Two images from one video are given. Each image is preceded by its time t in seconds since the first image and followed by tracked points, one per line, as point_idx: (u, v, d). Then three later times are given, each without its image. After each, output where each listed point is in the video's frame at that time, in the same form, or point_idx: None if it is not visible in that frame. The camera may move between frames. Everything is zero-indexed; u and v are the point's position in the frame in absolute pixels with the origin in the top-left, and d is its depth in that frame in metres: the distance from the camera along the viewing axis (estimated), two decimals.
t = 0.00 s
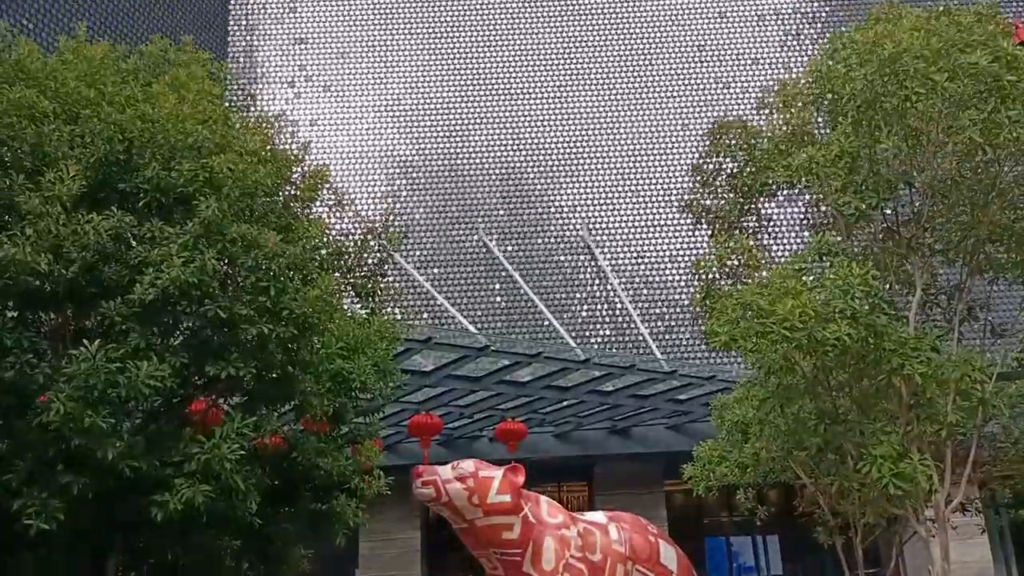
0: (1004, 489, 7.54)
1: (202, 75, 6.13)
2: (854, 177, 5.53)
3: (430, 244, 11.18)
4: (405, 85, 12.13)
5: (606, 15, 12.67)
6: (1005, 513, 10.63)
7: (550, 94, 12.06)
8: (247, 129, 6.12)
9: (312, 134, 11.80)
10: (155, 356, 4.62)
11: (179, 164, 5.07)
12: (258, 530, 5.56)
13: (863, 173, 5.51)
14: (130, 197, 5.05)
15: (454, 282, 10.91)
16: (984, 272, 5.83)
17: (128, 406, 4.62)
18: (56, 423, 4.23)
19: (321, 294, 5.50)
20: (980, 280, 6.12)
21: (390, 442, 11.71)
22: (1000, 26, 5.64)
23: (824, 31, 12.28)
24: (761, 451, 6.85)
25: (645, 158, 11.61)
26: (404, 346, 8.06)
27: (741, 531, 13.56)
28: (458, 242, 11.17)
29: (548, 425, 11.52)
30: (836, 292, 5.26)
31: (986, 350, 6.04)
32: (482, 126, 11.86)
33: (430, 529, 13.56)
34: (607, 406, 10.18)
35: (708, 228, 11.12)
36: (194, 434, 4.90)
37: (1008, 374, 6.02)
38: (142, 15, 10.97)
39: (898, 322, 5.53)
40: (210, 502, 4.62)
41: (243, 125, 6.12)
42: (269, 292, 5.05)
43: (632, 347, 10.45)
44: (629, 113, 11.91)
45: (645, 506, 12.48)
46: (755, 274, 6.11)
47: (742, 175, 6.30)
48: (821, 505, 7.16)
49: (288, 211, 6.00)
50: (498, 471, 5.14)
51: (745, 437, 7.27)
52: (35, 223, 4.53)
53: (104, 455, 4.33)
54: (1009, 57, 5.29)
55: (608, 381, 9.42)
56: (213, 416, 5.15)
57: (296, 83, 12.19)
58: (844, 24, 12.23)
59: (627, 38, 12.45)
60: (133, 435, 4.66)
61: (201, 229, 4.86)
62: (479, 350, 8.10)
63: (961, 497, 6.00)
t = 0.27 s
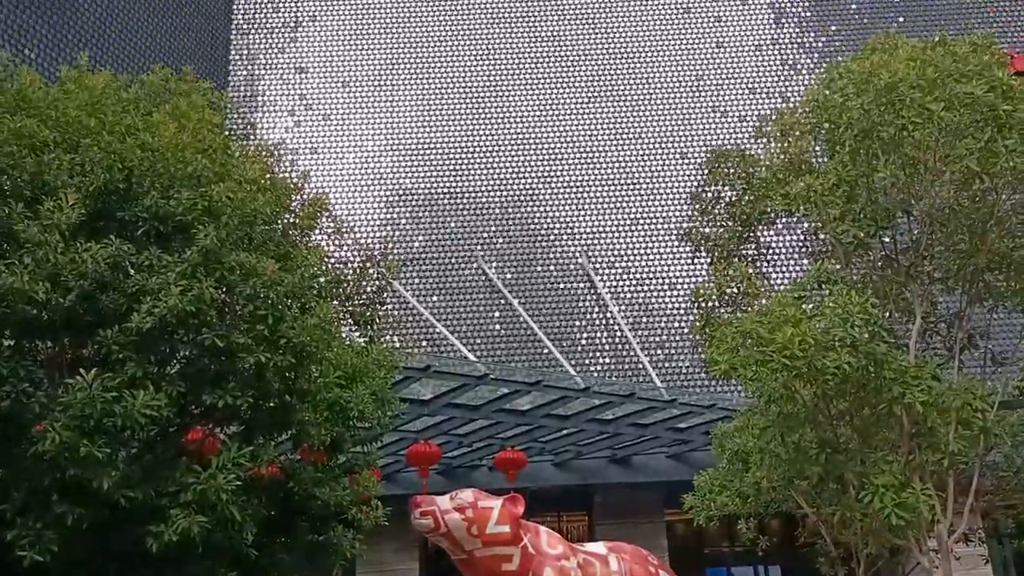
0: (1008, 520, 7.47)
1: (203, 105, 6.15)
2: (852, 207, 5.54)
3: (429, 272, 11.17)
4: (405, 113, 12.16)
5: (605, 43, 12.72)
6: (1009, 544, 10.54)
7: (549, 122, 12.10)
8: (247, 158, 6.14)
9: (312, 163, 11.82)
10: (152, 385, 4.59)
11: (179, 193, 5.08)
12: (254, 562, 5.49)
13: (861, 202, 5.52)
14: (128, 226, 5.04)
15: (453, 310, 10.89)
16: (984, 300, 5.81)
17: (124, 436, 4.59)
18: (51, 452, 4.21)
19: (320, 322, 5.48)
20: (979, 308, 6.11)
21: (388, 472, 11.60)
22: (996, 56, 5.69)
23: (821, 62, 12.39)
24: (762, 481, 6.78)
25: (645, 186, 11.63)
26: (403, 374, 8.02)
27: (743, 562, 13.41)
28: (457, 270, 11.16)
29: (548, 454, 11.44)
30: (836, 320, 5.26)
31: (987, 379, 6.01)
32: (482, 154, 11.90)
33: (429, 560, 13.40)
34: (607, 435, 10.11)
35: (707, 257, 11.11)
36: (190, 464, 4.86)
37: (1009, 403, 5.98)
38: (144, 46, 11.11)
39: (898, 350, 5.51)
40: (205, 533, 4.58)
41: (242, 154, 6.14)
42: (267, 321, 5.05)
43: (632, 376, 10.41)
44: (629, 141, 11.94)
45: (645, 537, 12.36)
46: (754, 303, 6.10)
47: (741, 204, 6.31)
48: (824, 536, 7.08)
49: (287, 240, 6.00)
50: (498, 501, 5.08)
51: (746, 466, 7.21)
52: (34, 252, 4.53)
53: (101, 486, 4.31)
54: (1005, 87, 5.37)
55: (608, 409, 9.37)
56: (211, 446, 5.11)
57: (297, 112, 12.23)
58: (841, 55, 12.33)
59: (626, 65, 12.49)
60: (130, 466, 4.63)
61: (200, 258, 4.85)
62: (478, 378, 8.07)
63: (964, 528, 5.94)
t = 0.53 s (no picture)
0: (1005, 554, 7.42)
1: (198, 139, 6.18)
2: (843, 240, 5.59)
3: (423, 305, 11.18)
4: (399, 147, 12.22)
5: (599, 74, 12.72)
6: None
7: (543, 154, 12.12)
8: (240, 192, 6.14)
9: (308, 198, 11.91)
10: (143, 420, 4.58)
11: (173, 226, 5.08)
12: None
13: (851, 236, 5.56)
14: (122, 259, 5.03)
15: (448, 344, 10.90)
16: (975, 333, 5.83)
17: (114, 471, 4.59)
18: (41, 488, 4.21)
19: (312, 356, 5.46)
20: (971, 342, 6.12)
21: (380, 506, 11.47)
22: (982, 93, 5.77)
23: (811, 96, 12.48)
24: (756, 515, 6.73)
25: (638, 220, 11.67)
26: (395, 408, 7.97)
27: None
28: (451, 304, 11.17)
29: (541, 487, 11.37)
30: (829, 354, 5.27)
31: (980, 413, 6.00)
32: (476, 187, 11.92)
33: None
34: (601, 468, 10.06)
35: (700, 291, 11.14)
36: (180, 500, 4.81)
37: (1003, 437, 5.97)
38: (140, 77, 11.20)
39: (891, 384, 5.51)
40: (194, 569, 4.54)
41: (237, 188, 6.14)
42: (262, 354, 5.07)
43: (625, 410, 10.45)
44: (622, 174, 11.97)
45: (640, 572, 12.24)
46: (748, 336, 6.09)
47: (733, 238, 6.35)
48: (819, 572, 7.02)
49: (280, 273, 5.98)
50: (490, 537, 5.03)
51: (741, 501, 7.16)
52: (27, 285, 4.56)
53: (89, 522, 4.31)
54: (993, 122, 5.45)
55: (602, 443, 9.32)
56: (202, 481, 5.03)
57: (292, 146, 12.30)
58: (832, 90, 12.41)
59: (620, 98, 12.52)
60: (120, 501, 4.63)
61: (191, 291, 4.84)
62: (470, 411, 8.04)
63: (961, 564, 5.89)
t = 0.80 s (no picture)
0: None
1: (187, 174, 6.18)
2: (830, 276, 5.58)
3: (412, 339, 11.15)
4: (389, 182, 12.27)
5: (588, 110, 12.85)
6: None
7: (532, 189, 12.19)
8: (229, 227, 6.10)
9: (296, 232, 11.91)
10: (128, 458, 4.55)
11: (161, 262, 5.05)
12: None
13: (837, 273, 5.56)
14: (109, 295, 4.99)
15: (436, 378, 10.85)
16: (961, 368, 5.89)
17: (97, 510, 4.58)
18: (21, 529, 4.18)
19: (299, 393, 5.42)
20: (957, 378, 6.15)
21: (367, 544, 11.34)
22: (964, 132, 5.87)
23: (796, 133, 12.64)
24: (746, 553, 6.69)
25: (627, 254, 11.71)
26: (383, 444, 7.91)
27: None
28: (440, 338, 11.14)
29: (530, 524, 11.27)
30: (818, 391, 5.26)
31: (968, 450, 6.01)
32: (465, 222, 11.96)
33: None
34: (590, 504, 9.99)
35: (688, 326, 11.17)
36: (163, 540, 4.74)
37: (991, 473, 5.98)
38: (132, 113, 11.26)
39: (879, 421, 5.52)
40: None
41: (225, 223, 6.10)
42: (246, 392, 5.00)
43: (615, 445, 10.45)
44: (611, 210, 12.05)
45: None
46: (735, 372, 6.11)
47: (721, 274, 6.39)
48: None
49: (269, 309, 5.96)
50: None
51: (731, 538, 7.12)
52: (11, 322, 4.49)
53: (70, 564, 4.31)
54: (974, 162, 5.49)
55: (591, 479, 9.27)
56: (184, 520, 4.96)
57: (282, 181, 12.32)
58: (817, 128, 12.60)
59: (608, 134, 12.64)
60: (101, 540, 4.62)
61: (178, 328, 4.79)
62: (459, 447, 8.00)
63: None
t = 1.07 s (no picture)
0: None
1: (172, 211, 6.17)
2: (815, 316, 5.58)
3: (397, 377, 11.08)
4: (375, 219, 12.30)
5: (573, 149, 12.94)
6: None
7: (517, 227, 12.24)
8: (212, 262, 6.04)
9: (281, 269, 11.90)
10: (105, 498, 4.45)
11: (144, 299, 5.00)
12: None
13: (822, 312, 5.55)
14: (91, 332, 4.94)
15: (421, 416, 10.78)
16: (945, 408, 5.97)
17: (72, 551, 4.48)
18: None
19: (281, 432, 5.36)
20: (941, 419, 6.17)
21: None
22: (944, 175, 5.97)
23: (780, 173, 12.76)
24: None
25: (612, 292, 11.75)
26: (366, 483, 7.83)
27: None
28: (425, 376, 11.08)
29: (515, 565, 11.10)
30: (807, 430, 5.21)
31: (953, 491, 6.01)
32: (450, 259, 11.97)
33: None
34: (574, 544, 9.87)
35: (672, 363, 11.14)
36: None
37: (977, 515, 5.97)
38: (121, 148, 11.27)
39: (864, 462, 5.51)
40: None
41: (209, 259, 6.05)
42: (227, 431, 4.95)
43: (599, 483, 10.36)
44: (595, 248, 12.10)
45: None
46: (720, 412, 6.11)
47: (704, 314, 6.43)
48: None
49: (251, 347, 5.91)
50: None
51: None
52: None
53: None
54: (953, 205, 5.53)
55: (576, 519, 9.17)
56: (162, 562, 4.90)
57: (268, 217, 12.33)
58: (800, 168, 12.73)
59: (594, 173, 12.74)
60: None
61: (159, 365, 4.74)
62: (442, 487, 7.94)
63: None
